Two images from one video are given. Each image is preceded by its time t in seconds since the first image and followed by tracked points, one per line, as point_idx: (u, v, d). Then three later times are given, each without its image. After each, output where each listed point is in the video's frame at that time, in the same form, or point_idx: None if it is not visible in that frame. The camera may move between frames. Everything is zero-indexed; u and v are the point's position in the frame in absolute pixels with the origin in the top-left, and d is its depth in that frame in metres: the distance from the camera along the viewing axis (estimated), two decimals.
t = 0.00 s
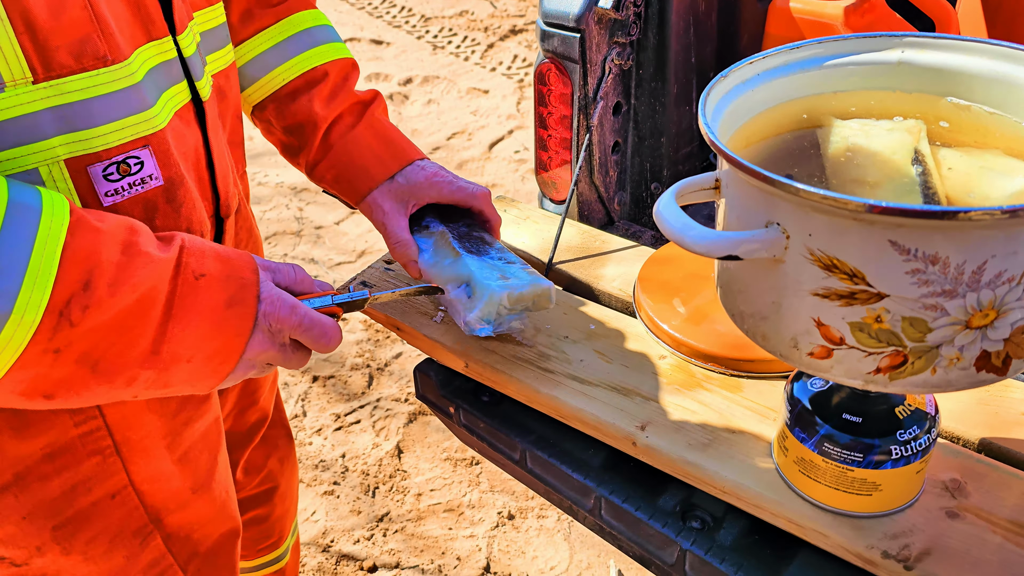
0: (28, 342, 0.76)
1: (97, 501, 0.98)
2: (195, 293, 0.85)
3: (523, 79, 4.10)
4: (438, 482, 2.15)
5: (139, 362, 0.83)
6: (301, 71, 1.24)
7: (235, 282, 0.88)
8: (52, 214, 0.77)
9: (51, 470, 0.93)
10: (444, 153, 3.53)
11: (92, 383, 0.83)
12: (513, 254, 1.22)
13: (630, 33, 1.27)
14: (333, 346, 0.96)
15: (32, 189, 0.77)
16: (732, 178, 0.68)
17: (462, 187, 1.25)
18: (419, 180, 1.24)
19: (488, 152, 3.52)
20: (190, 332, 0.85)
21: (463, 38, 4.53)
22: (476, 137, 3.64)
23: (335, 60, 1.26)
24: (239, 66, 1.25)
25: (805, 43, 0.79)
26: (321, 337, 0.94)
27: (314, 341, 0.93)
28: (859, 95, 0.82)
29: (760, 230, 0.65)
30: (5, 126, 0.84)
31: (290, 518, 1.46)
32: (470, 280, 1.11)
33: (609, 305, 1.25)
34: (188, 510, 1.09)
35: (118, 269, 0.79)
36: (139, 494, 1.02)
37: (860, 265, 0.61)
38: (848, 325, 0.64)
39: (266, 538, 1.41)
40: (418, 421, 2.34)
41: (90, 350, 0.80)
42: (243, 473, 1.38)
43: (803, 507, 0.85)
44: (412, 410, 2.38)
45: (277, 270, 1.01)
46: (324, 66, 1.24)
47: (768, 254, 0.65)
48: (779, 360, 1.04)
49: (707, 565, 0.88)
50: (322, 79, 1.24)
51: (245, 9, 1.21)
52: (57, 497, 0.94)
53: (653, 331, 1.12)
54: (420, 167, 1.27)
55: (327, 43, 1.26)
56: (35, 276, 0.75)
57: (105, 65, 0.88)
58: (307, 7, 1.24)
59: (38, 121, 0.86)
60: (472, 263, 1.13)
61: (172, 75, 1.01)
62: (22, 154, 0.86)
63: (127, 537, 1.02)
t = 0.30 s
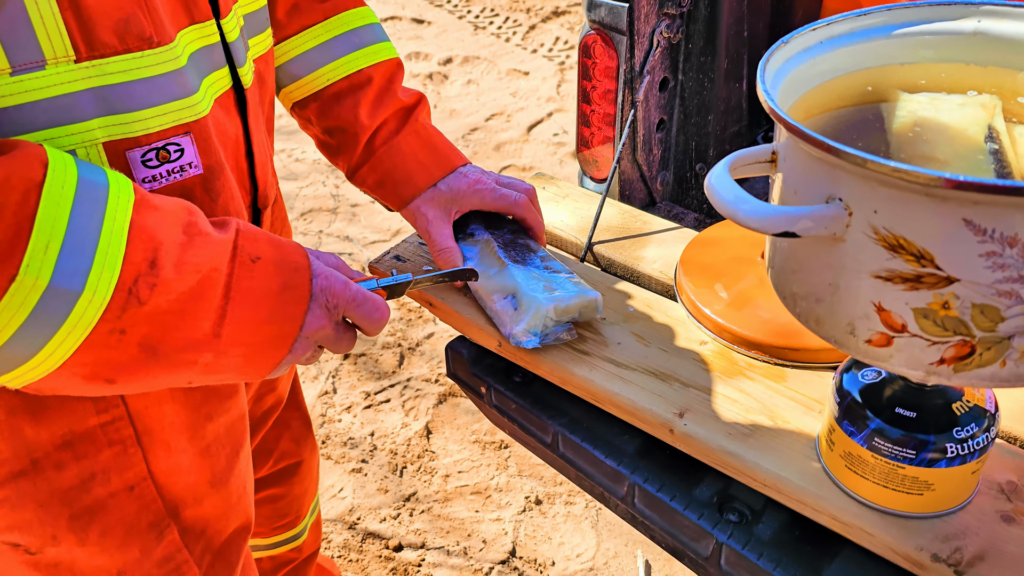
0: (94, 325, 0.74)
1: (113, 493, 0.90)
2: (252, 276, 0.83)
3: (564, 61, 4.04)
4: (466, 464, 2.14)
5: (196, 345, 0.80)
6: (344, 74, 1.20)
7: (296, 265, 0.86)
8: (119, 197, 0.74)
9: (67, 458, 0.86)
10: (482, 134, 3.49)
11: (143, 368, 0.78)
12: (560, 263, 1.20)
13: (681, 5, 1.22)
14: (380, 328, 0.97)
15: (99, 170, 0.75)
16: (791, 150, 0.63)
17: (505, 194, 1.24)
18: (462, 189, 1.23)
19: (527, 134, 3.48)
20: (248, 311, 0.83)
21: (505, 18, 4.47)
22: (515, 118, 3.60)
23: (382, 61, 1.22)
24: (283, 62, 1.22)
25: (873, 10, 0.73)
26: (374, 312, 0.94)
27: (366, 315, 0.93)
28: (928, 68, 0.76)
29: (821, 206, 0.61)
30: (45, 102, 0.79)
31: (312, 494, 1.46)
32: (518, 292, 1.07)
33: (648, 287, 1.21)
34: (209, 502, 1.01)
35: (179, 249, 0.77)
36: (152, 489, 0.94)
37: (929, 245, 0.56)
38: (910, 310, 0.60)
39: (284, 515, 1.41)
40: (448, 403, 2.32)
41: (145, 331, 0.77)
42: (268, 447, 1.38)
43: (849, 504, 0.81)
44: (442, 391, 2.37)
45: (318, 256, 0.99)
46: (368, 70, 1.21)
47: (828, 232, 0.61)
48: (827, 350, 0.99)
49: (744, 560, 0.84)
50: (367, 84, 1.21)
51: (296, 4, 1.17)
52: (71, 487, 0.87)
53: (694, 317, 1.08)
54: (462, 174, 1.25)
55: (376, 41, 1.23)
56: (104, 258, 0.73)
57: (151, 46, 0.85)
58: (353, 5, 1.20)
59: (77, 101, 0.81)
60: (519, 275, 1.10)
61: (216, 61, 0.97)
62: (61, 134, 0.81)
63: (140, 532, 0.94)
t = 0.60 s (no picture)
0: (231, 293, 0.74)
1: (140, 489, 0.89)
2: (358, 236, 0.82)
3: (595, 57, 4.01)
4: (485, 462, 2.15)
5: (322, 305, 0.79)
6: (367, 75, 1.21)
7: (389, 234, 0.85)
8: (241, 159, 0.75)
9: (98, 454, 0.86)
10: (510, 129, 3.48)
11: (275, 327, 0.78)
12: (576, 269, 1.20)
13: (712, 10, 1.21)
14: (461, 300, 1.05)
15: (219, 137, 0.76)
16: (818, 171, 0.62)
17: (526, 203, 1.23)
18: (483, 192, 1.23)
19: (556, 130, 3.46)
20: (364, 269, 0.81)
21: (537, 13, 4.45)
22: (544, 114, 3.58)
23: (405, 61, 1.22)
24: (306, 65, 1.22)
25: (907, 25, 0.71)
26: (469, 272, 0.99)
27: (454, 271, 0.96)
28: (961, 86, 0.73)
29: (846, 230, 0.59)
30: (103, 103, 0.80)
31: (325, 488, 1.48)
32: (536, 303, 1.07)
33: (669, 296, 1.21)
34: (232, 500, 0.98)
35: (296, 204, 0.77)
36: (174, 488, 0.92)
37: (956, 275, 0.54)
38: (935, 340, 0.58)
39: (296, 509, 1.42)
40: (469, 399, 2.33)
41: (277, 290, 0.76)
42: (280, 441, 1.40)
43: (869, 529, 0.79)
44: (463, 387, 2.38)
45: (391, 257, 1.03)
46: (392, 71, 1.21)
47: (851, 257, 0.59)
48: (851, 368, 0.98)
49: None
50: (390, 84, 1.21)
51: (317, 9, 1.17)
52: (100, 483, 0.87)
53: (716, 328, 1.07)
54: (484, 178, 1.26)
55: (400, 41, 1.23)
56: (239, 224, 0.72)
57: (206, 53, 0.85)
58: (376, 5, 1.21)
59: (130, 103, 0.82)
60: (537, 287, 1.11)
61: (257, 68, 0.98)
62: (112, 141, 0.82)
63: (165, 530, 0.93)
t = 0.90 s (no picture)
0: (332, 230, 0.74)
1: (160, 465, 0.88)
2: (426, 194, 0.85)
3: (611, 54, 3.99)
4: (495, 460, 2.14)
5: (406, 255, 0.80)
6: (384, 76, 1.20)
7: (453, 197, 0.88)
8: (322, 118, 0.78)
9: (120, 431, 0.84)
10: (525, 126, 3.47)
11: (365, 278, 0.78)
12: (594, 259, 1.22)
13: (726, 8, 1.20)
14: (520, 268, 1.09)
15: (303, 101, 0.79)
16: (829, 173, 0.61)
17: (550, 200, 1.23)
18: (506, 191, 1.23)
19: (571, 128, 3.45)
20: (436, 222, 0.84)
21: (553, 9, 4.44)
22: (560, 111, 3.57)
23: (420, 62, 1.22)
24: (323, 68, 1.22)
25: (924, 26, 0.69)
26: (530, 236, 1.05)
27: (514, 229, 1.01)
28: (980, 88, 0.72)
29: (859, 234, 0.57)
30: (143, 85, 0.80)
31: (330, 478, 1.48)
32: (562, 298, 1.08)
33: (681, 298, 1.20)
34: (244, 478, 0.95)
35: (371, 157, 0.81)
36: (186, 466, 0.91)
37: (970, 281, 0.53)
38: (948, 347, 0.57)
39: (298, 500, 1.43)
40: (480, 397, 2.33)
41: (367, 239, 0.77)
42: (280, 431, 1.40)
43: (879, 537, 0.78)
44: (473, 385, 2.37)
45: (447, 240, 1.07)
46: (408, 71, 1.21)
47: (862, 260, 0.57)
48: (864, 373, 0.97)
49: None
50: (407, 84, 1.21)
51: (333, 11, 1.17)
52: (122, 459, 0.85)
53: (726, 330, 1.06)
54: (506, 177, 1.25)
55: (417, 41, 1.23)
56: (334, 161, 0.74)
57: (248, 34, 0.84)
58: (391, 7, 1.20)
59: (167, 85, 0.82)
60: (561, 282, 1.12)
61: (287, 57, 0.97)
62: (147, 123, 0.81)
63: (183, 508, 0.91)
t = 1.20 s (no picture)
0: (357, 205, 0.76)
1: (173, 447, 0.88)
2: (445, 183, 0.88)
3: (616, 52, 3.97)
4: (498, 459, 2.14)
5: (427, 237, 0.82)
6: (392, 75, 1.19)
7: (471, 187, 0.92)
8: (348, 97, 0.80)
9: (134, 410, 0.83)
10: (530, 124, 3.45)
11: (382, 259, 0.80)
12: (605, 259, 1.21)
13: (735, 6, 1.19)
14: (540, 267, 1.09)
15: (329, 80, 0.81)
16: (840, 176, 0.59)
17: (556, 202, 1.21)
18: (512, 193, 1.22)
19: (576, 125, 3.43)
20: (455, 208, 0.87)
21: (558, 7, 4.41)
22: (565, 109, 3.55)
23: (428, 62, 1.21)
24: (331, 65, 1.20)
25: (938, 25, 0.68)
26: (549, 233, 1.04)
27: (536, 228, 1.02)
28: (995, 88, 0.70)
29: (872, 237, 0.56)
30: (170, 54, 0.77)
31: (333, 475, 1.47)
32: (573, 296, 1.07)
33: (686, 298, 1.19)
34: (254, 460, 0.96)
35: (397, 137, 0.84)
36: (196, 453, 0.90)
37: (987, 286, 0.52)
38: (964, 354, 0.55)
39: (299, 498, 1.42)
40: (483, 396, 2.32)
41: (388, 219, 0.78)
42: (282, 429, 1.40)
43: (889, 545, 0.77)
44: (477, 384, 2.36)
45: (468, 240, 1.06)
46: (417, 71, 1.20)
47: (877, 265, 0.56)
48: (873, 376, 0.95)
49: None
50: (415, 83, 1.20)
51: (343, 10, 1.16)
52: (138, 440, 0.84)
53: (732, 331, 1.05)
54: (511, 180, 1.25)
55: (426, 42, 1.22)
56: (360, 138, 0.76)
57: (270, 15, 0.83)
58: (400, 7, 1.20)
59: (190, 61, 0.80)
60: (571, 281, 1.11)
61: (304, 46, 0.96)
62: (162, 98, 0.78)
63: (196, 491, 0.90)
